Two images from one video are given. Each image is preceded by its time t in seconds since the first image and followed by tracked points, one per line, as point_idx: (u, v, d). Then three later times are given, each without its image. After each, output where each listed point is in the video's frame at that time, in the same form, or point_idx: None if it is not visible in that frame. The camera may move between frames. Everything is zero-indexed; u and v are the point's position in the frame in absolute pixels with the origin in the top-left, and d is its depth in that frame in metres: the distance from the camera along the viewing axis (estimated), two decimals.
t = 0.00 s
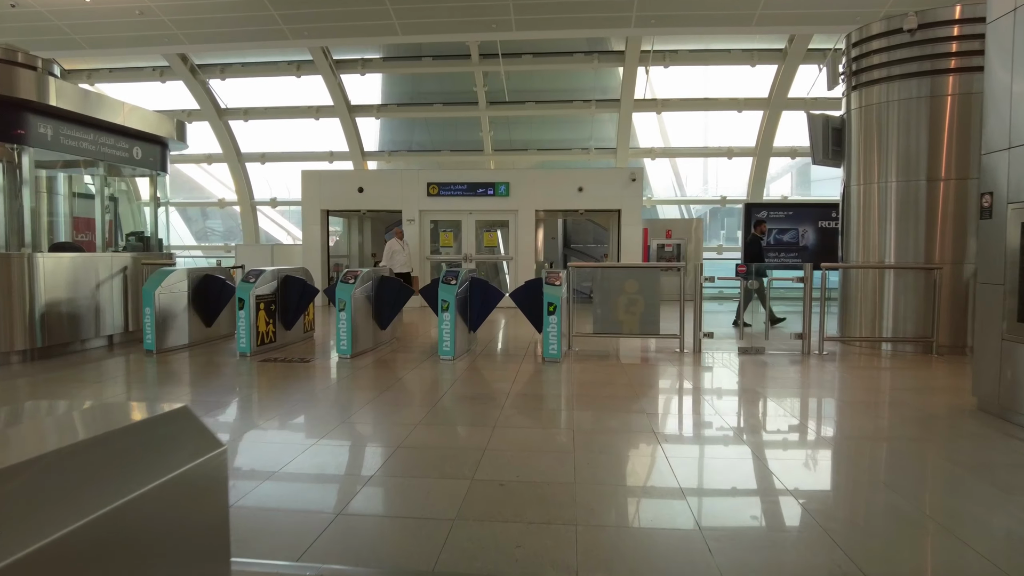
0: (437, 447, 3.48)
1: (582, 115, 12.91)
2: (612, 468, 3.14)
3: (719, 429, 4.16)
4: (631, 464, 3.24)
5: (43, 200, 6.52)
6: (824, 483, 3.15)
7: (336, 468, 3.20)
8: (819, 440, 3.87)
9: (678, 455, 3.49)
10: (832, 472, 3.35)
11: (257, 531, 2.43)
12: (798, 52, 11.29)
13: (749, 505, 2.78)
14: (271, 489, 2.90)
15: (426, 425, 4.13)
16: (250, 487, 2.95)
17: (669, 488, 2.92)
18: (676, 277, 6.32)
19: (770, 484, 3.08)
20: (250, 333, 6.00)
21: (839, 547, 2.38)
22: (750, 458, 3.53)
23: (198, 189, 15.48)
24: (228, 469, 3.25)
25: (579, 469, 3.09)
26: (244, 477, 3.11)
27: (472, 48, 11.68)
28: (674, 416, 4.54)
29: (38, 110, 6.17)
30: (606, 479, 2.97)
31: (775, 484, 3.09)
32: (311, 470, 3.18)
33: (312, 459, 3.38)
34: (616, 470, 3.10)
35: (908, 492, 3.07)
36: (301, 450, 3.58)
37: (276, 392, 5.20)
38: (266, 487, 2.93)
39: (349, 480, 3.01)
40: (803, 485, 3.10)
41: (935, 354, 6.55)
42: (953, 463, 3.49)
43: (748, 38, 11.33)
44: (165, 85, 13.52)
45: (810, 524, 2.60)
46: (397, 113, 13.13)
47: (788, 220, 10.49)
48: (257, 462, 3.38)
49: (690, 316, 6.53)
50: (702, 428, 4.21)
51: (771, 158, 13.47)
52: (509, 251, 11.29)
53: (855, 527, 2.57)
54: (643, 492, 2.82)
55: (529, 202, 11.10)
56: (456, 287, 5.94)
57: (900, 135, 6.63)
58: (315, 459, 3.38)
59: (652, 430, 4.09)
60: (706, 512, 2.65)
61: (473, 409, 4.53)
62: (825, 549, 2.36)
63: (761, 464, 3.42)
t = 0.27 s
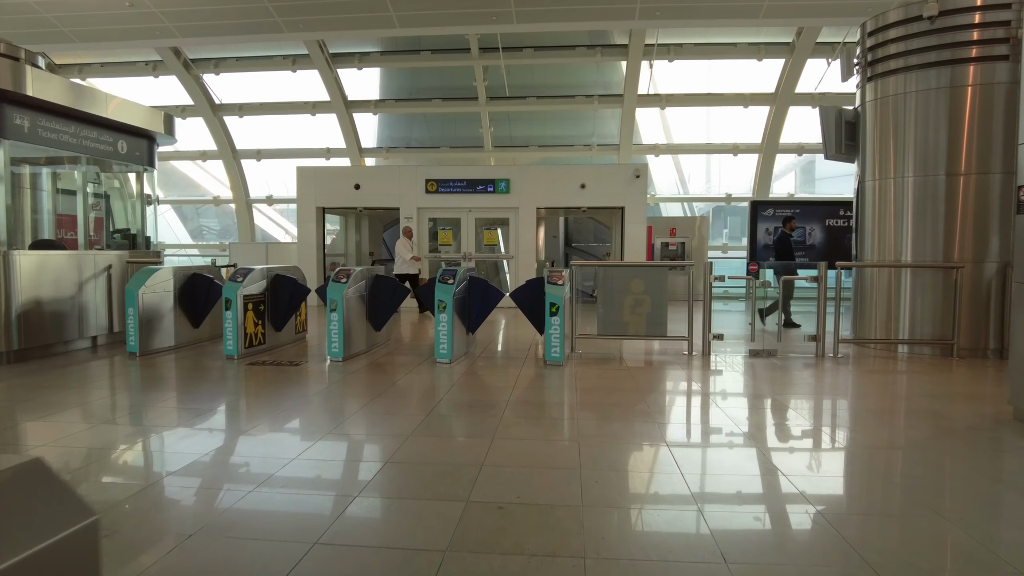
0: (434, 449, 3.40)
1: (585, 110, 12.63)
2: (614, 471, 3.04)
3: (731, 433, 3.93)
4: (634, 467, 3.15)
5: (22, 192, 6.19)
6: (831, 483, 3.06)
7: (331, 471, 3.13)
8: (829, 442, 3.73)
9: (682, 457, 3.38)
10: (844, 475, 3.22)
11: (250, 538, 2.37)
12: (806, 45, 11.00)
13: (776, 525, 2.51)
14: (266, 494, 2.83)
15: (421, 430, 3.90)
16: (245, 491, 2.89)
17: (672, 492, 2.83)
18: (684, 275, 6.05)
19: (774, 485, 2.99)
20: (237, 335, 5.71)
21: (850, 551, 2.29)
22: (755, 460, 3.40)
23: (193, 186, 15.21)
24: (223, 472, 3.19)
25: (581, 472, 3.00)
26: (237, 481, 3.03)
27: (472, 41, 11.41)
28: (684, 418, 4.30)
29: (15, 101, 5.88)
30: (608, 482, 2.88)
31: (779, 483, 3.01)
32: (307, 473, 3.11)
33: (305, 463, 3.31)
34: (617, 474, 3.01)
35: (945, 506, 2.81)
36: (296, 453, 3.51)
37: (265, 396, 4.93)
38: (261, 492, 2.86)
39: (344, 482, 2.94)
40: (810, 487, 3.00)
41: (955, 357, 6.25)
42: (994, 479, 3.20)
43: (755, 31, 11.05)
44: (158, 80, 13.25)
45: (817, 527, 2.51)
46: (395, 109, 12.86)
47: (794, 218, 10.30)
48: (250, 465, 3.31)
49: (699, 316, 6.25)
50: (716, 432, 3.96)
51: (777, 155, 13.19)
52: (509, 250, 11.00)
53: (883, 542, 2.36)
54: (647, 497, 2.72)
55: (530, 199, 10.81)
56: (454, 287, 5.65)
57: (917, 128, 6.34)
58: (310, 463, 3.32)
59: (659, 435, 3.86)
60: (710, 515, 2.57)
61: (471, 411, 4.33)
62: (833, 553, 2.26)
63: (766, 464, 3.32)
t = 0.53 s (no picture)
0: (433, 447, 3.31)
1: (588, 100, 12.31)
2: (618, 471, 2.95)
3: (750, 437, 3.67)
4: (638, 465, 3.07)
5: None
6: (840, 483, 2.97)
7: (328, 470, 3.06)
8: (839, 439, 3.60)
9: (687, 455, 3.29)
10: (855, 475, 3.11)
11: (246, 542, 2.30)
12: (816, 32, 10.66)
13: (819, 553, 2.22)
14: (261, 494, 2.76)
15: (419, 431, 3.68)
16: (240, 491, 2.82)
17: (677, 492, 2.74)
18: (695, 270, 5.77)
19: (783, 484, 2.90)
20: (225, 333, 5.44)
21: (864, 558, 2.18)
22: (763, 458, 3.30)
23: (188, 178, 14.90)
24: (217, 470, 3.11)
25: (583, 472, 2.92)
26: (233, 481, 2.95)
27: (472, 28, 11.08)
28: (697, 421, 4.06)
29: None
30: (612, 482, 2.80)
31: (786, 483, 2.92)
32: (303, 472, 3.03)
33: (302, 461, 3.22)
34: (621, 473, 2.92)
35: (991, 522, 2.56)
36: (294, 450, 3.44)
37: (254, 396, 4.68)
38: (257, 493, 2.79)
39: (342, 481, 2.87)
40: (819, 485, 2.92)
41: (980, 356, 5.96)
42: None
43: (763, 17, 10.71)
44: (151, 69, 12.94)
45: (830, 531, 2.41)
46: (394, 99, 12.55)
47: (802, 212, 10.00)
48: (246, 464, 3.22)
49: (710, 312, 5.97)
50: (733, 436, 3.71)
51: (785, 146, 12.87)
52: (511, 243, 10.71)
53: None
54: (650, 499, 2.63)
55: (532, 191, 10.50)
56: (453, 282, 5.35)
57: (940, 115, 6.03)
58: (307, 460, 3.24)
59: (671, 439, 3.63)
60: (713, 518, 2.48)
61: (470, 409, 4.16)
62: (845, 560, 2.17)
63: (788, 469, 3.12)
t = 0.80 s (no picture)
0: (435, 444, 3.25)
1: (593, 88, 12.01)
2: (624, 469, 2.89)
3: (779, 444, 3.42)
4: (644, 462, 3.02)
5: None
6: (850, 477, 2.92)
7: (329, 467, 3.00)
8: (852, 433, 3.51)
9: (693, 451, 3.22)
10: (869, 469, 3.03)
11: (246, 541, 2.24)
12: (830, 18, 10.33)
13: None
14: (261, 492, 2.71)
15: (423, 433, 3.48)
16: (239, 489, 2.76)
17: (685, 489, 2.69)
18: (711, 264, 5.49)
19: (792, 479, 2.84)
20: (218, 331, 5.20)
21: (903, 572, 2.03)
22: (771, 454, 3.22)
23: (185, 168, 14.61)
24: (216, 467, 3.05)
25: (589, 469, 2.86)
26: (231, 480, 2.88)
27: (475, 15, 10.76)
28: (717, 423, 3.83)
29: None
30: (618, 481, 2.74)
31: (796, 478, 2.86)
32: (304, 469, 2.98)
33: (302, 459, 3.16)
34: (627, 471, 2.86)
35: None
36: (293, 446, 3.38)
37: (249, 397, 4.44)
38: (257, 490, 2.74)
39: (344, 478, 2.81)
40: (829, 481, 2.86)
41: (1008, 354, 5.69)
42: None
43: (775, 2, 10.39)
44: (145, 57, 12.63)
45: (864, 542, 2.25)
46: (394, 87, 12.25)
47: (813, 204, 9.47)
48: (245, 460, 3.16)
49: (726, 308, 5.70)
50: (757, 439, 3.48)
51: (795, 136, 12.56)
52: (515, 236, 10.44)
53: None
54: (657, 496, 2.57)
55: (537, 182, 10.21)
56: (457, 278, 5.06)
57: (969, 101, 5.73)
58: (307, 458, 3.19)
59: (687, 441, 3.44)
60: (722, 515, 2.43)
61: (474, 406, 4.02)
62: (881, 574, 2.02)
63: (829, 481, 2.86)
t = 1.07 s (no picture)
0: (437, 447, 3.19)
1: (600, 81, 11.73)
2: (629, 471, 2.84)
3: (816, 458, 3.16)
4: (649, 464, 2.96)
5: None
6: (857, 480, 2.86)
7: (329, 470, 2.96)
8: (864, 433, 3.43)
9: (700, 454, 3.15)
10: (883, 474, 2.94)
11: (243, 547, 2.20)
12: (845, 9, 10.04)
13: None
14: (260, 496, 2.67)
15: (429, 442, 3.29)
16: (237, 492, 2.72)
17: (689, 492, 2.63)
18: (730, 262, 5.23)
19: (798, 481, 2.79)
20: (212, 332, 4.95)
21: None
22: (781, 457, 3.15)
23: (183, 164, 14.33)
24: (214, 469, 3.01)
25: (592, 471, 2.81)
26: (230, 484, 2.83)
27: (480, 5, 10.48)
28: (742, 433, 3.59)
29: None
30: (622, 483, 2.69)
31: (803, 481, 2.81)
32: (304, 472, 2.94)
33: (302, 461, 3.11)
34: (632, 473, 2.81)
35: None
36: (293, 448, 3.33)
37: (245, 404, 4.19)
38: (255, 493, 2.70)
39: (344, 482, 2.78)
40: (836, 485, 2.81)
41: None
42: None
43: None
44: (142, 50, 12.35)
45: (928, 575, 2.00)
46: (396, 80, 11.99)
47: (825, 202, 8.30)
48: (244, 463, 3.11)
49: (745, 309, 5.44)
50: (788, 450, 3.25)
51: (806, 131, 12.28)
52: (520, 233, 10.18)
53: None
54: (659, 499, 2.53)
55: (543, 177, 9.93)
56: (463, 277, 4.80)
57: (1001, 92, 5.45)
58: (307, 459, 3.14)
59: (707, 450, 3.24)
60: (725, 518, 2.39)
61: (480, 409, 3.90)
62: None
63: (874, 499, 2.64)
